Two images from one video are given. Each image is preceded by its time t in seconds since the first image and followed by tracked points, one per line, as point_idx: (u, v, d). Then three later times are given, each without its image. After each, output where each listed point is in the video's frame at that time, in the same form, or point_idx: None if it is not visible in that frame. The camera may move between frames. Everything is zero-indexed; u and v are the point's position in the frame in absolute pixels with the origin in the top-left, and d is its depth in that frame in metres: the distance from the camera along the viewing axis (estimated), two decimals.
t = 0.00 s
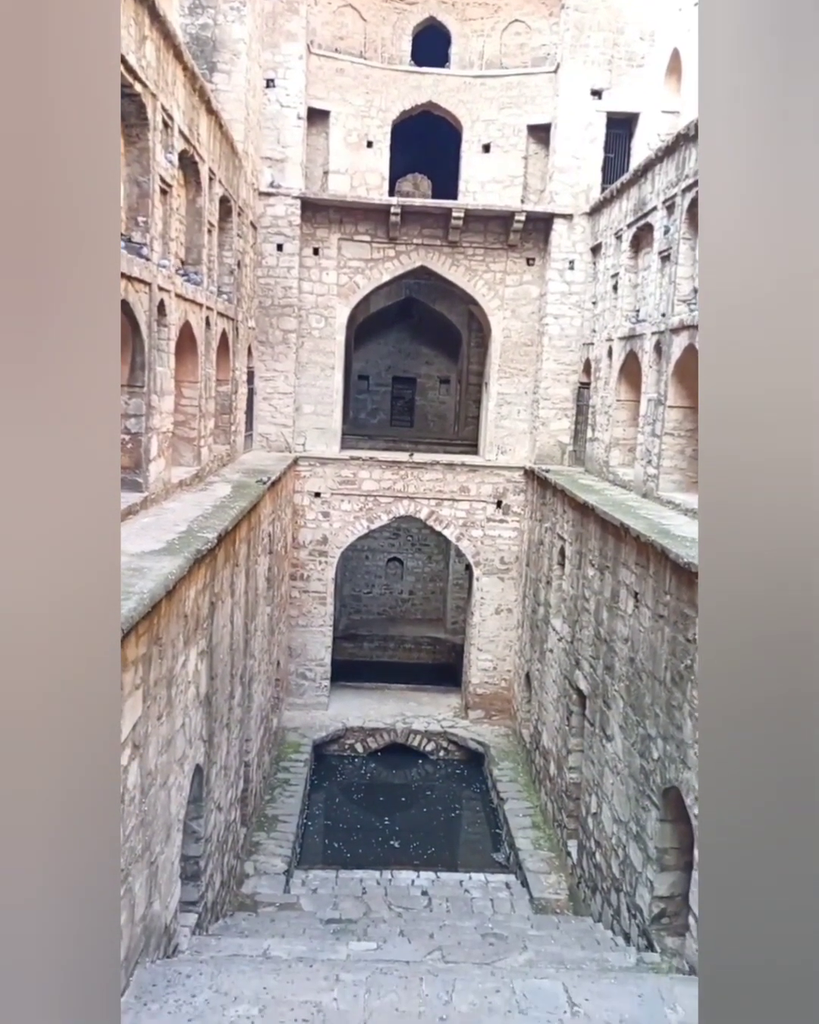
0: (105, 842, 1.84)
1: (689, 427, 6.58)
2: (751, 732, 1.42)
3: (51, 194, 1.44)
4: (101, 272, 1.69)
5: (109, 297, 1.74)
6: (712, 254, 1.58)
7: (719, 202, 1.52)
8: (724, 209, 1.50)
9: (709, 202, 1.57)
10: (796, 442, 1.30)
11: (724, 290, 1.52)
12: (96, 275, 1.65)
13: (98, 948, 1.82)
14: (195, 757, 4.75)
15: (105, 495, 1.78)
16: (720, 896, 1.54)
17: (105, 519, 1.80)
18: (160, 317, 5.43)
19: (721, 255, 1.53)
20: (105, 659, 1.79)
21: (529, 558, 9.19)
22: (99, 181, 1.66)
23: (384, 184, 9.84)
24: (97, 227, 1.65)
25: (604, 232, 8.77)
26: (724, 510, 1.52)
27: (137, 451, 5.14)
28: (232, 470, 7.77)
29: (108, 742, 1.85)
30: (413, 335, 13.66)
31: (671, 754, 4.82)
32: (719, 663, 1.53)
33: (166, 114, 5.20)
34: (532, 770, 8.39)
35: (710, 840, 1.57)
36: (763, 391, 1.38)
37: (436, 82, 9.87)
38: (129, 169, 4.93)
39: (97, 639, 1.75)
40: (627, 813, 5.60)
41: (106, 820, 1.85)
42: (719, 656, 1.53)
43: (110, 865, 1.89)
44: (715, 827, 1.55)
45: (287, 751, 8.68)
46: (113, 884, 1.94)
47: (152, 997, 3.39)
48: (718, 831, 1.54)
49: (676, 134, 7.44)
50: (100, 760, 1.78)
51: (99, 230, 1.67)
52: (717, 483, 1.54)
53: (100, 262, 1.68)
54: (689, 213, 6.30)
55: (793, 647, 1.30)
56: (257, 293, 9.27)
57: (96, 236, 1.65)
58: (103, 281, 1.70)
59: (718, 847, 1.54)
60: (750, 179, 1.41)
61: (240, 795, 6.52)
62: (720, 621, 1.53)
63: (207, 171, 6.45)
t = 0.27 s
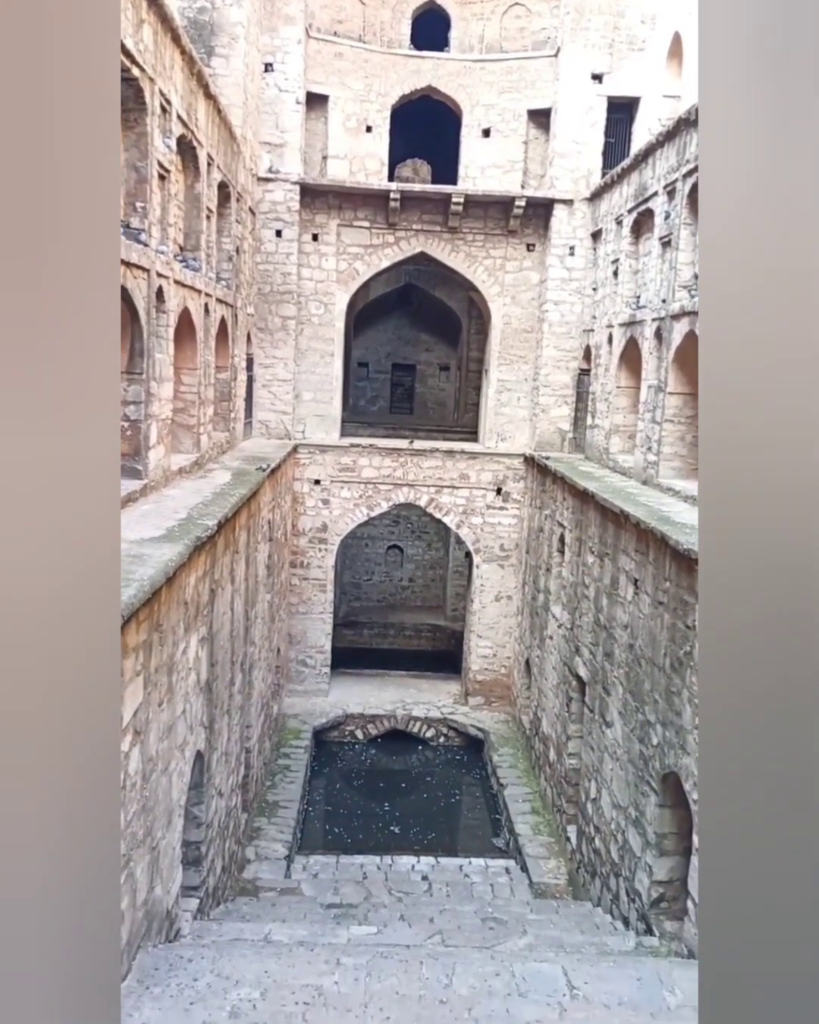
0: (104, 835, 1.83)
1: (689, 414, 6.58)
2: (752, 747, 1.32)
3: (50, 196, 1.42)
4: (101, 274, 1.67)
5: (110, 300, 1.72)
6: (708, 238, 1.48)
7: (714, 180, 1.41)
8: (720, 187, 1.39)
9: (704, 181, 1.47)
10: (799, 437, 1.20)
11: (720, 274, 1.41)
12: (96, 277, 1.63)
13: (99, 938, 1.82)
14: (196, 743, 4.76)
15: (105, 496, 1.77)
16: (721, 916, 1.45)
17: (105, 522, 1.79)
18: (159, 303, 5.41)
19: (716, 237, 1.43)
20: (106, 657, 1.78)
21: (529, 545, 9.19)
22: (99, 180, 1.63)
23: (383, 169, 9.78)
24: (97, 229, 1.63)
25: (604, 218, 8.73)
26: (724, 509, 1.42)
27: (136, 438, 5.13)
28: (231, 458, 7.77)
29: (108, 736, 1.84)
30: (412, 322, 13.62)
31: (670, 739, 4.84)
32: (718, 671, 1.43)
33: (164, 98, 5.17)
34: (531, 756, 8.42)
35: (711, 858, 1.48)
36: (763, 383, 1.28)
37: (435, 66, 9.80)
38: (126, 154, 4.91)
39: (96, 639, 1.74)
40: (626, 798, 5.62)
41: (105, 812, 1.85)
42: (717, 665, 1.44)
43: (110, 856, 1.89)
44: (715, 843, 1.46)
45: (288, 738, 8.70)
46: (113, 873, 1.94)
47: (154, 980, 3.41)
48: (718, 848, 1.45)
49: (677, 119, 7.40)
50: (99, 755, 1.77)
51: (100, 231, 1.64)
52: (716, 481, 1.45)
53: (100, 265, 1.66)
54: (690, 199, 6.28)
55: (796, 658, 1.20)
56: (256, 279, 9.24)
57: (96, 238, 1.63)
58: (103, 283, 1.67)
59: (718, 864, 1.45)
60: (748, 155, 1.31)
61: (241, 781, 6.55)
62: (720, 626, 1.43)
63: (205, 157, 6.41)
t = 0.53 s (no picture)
0: (104, 870, 1.63)
1: (689, 398, 6.57)
2: (749, 745, 1.29)
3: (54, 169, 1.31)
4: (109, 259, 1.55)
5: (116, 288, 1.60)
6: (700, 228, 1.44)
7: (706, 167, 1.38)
8: (713, 174, 1.36)
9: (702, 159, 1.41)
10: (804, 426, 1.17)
11: (714, 264, 1.38)
12: (104, 260, 1.51)
13: (98, 986, 1.61)
14: (197, 727, 4.78)
15: (108, 495, 1.60)
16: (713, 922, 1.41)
17: (110, 526, 1.62)
18: (156, 288, 5.38)
19: (715, 217, 1.37)
20: (108, 673, 1.59)
21: (528, 530, 9.20)
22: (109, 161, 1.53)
23: (381, 152, 9.72)
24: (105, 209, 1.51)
25: (604, 201, 8.68)
26: (717, 504, 1.38)
27: (135, 423, 5.12)
28: (231, 443, 7.76)
29: (110, 760, 1.64)
30: (411, 306, 13.57)
31: (669, 722, 4.86)
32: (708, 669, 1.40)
33: (160, 81, 5.13)
34: (530, 740, 8.45)
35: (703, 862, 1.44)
36: (766, 371, 1.25)
37: (434, 48, 9.73)
38: (123, 138, 4.88)
39: (96, 652, 1.55)
40: (625, 782, 5.66)
41: (107, 843, 1.65)
42: (710, 663, 1.40)
43: (112, 891, 1.68)
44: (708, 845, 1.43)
45: (288, 723, 8.73)
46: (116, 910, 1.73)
47: (157, 963, 3.43)
48: (711, 851, 1.41)
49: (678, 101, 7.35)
50: (100, 778, 1.59)
51: (109, 214, 1.54)
52: (708, 475, 1.41)
53: (109, 248, 1.54)
54: (690, 182, 6.25)
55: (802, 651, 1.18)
56: (254, 264, 9.20)
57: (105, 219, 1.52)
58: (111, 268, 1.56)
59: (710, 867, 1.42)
60: (747, 140, 1.27)
61: (242, 765, 6.58)
62: (710, 624, 1.40)
63: (203, 139, 6.36)
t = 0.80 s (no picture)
0: (103, 867, 1.61)
1: (689, 379, 6.55)
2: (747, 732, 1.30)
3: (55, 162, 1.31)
4: (110, 253, 1.54)
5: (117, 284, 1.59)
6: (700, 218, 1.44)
7: (705, 156, 1.37)
8: (711, 163, 1.35)
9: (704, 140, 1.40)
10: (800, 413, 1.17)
11: (712, 253, 1.38)
12: (106, 255, 1.50)
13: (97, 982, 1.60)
14: (197, 710, 4.80)
15: (107, 491, 1.58)
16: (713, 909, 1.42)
17: (109, 523, 1.61)
18: (154, 270, 5.36)
19: (716, 198, 1.35)
20: (105, 669, 1.56)
21: (528, 513, 9.20)
22: (110, 156, 1.52)
23: (380, 132, 9.63)
24: (106, 204, 1.50)
25: (604, 182, 8.62)
26: (717, 492, 1.38)
27: (133, 407, 5.10)
28: (230, 427, 7.75)
29: (109, 756, 1.62)
30: (410, 288, 13.51)
31: (668, 704, 4.88)
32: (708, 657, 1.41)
33: (156, 60, 5.08)
34: (530, 722, 8.49)
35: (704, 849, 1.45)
36: (762, 360, 1.25)
37: (432, 26, 9.63)
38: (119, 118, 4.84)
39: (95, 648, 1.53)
40: (624, 762, 5.68)
41: (106, 838, 1.63)
42: (709, 651, 1.41)
43: (111, 887, 1.66)
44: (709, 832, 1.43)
45: (289, 706, 8.76)
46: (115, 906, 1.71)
47: (159, 942, 3.46)
48: (711, 838, 1.42)
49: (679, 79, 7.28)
50: (94, 771, 1.55)
51: (110, 209, 1.53)
52: (707, 464, 1.41)
53: (110, 243, 1.53)
54: (691, 161, 6.20)
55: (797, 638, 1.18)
56: (252, 246, 9.15)
57: (105, 214, 1.50)
58: (112, 262, 1.55)
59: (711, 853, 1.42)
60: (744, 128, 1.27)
61: (243, 748, 6.61)
62: (709, 611, 1.40)
63: (199, 119, 6.31)
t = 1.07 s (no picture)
0: (96, 862, 1.57)
1: (691, 366, 6.53)
2: (745, 726, 1.31)
3: (54, 163, 1.29)
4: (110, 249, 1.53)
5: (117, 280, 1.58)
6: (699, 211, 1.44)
7: (703, 151, 1.37)
8: (711, 157, 1.35)
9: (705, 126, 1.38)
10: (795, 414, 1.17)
11: (710, 249, 1.37)
12: (106, 253, 1.49)
13: (96, 980, 1.60)
14: (198, 696, 4.81)
15: (106, 489, 1.57)
16: (713, 901, 1.43)
17: (109, 519, 1.61)
18: (154, 256, 5.34)
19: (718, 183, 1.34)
20: (99, 662, 1.54)
21: (528, 500, 9.19)
22: (110, 153, 1.50)
23: (380, 116, 9.51)
24: (106, 202, 1.49)
25: (606, 167, 8.57)
26: (714, 487, 1.39)
27: (133, 393, 5.10)
28: (230, 414, 7.74)
29: (108, 754, 1.62)
30: (411, 274, 13.47)
31: (668, 690, 4.89)
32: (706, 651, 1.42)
33: (155, 43, 5.05)
34: (530, 708, 8.51)
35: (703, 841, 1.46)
36: (762, 356, 1.24)
37: (433, 10, 9.57)
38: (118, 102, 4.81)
39: (94, 647, 1.53)
40: (624, 749, 5.69)
41: (105, 836, 1.63)
42: (709, 637, 1.41)
43: (111, 882, 1.67)
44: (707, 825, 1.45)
45: (290, 692, 8.79)
46: (115, 901, 1.72)
47: (161, 926, 3.48)
48: (711, 822, 1.42)
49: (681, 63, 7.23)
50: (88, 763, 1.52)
51: (108, 196, 1.50)
52: (705, 459, 1.41)
53: (110, 240, 1.52)
54: (693, 146, 6.17)
55: (796, 640, 1.18)
56: (252, 231, 9.12)
57: (105, 211, 1.49)
58: (112, 260, 1.53)
59: (710, 844, 1.44)
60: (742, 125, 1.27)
61: (244, 734, 6.64)
62: (708, 605, 1.41)
63: (199, 104, 6.27)
